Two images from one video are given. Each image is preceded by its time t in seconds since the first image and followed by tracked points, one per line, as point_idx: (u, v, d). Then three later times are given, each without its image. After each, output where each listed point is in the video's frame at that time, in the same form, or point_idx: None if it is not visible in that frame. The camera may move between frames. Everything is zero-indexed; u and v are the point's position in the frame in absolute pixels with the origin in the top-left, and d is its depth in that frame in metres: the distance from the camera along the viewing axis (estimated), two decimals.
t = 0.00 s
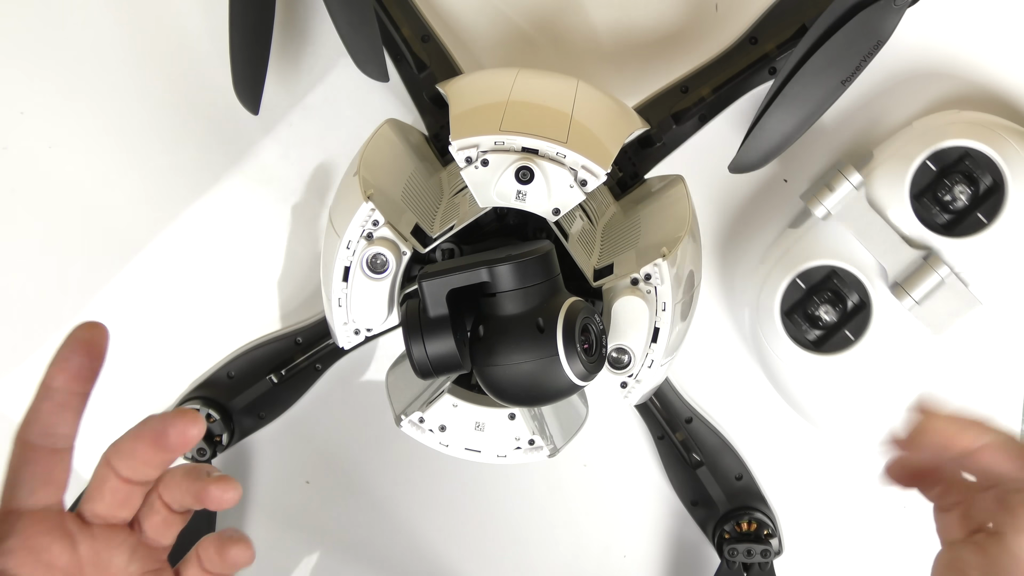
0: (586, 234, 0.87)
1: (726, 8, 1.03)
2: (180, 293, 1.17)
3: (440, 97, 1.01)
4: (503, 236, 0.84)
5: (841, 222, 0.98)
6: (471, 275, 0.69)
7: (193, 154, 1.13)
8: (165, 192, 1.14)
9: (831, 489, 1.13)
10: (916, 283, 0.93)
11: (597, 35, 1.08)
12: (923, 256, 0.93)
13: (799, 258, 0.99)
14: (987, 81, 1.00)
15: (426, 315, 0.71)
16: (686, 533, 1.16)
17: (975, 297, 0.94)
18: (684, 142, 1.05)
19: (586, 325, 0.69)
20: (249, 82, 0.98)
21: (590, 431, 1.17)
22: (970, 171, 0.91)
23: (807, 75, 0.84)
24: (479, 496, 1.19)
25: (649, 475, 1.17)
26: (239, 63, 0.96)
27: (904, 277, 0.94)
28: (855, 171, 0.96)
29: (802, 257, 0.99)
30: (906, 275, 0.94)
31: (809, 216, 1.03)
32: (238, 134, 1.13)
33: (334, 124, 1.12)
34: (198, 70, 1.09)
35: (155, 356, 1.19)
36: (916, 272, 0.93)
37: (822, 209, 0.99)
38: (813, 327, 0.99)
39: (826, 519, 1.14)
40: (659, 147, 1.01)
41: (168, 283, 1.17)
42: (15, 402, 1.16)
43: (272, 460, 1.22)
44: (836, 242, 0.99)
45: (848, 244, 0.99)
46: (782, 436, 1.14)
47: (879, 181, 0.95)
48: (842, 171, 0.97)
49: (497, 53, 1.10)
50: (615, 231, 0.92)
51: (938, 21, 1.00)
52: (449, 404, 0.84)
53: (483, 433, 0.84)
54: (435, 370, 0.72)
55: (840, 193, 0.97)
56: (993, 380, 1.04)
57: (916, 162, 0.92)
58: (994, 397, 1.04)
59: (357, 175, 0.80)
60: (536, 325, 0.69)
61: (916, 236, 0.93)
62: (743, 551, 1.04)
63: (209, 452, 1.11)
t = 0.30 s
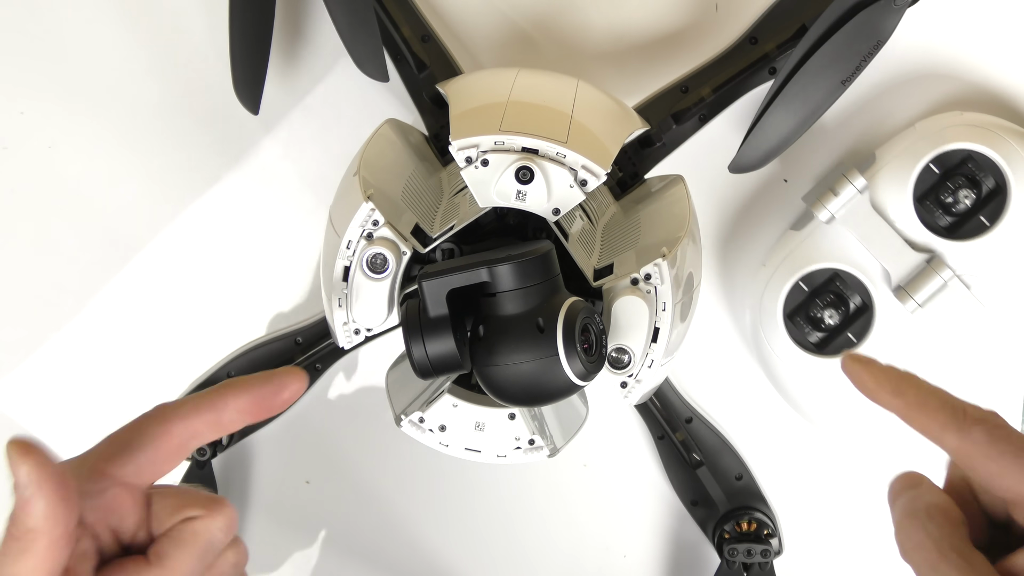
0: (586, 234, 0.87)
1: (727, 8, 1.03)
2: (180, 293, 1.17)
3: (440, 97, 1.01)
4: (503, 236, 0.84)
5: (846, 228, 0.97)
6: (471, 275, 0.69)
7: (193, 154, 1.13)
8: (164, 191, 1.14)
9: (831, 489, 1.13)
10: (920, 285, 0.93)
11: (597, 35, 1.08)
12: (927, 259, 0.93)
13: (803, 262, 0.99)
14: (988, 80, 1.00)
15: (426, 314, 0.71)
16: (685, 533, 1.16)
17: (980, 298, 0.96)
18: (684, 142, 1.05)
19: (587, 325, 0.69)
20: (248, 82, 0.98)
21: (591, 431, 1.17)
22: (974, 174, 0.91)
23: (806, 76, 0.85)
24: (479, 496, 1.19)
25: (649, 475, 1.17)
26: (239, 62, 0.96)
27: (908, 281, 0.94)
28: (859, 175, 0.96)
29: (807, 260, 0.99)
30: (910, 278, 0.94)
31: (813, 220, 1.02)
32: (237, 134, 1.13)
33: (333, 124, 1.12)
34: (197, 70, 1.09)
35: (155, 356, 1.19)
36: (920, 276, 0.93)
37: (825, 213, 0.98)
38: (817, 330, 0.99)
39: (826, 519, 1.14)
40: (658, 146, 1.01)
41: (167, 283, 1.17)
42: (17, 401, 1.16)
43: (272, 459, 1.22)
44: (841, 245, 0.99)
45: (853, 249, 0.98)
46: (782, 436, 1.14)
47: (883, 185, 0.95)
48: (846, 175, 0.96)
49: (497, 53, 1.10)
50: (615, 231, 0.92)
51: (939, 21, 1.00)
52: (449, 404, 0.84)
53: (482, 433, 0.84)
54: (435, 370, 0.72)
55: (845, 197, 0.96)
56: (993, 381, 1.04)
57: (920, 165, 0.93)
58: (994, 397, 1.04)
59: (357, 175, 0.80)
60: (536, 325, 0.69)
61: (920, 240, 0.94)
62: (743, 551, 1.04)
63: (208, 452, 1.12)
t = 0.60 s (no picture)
0: (586, 235, 0.87)
1: (727, 8, 1.03)
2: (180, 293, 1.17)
3: (440, 97, 1.01)
4: (503, 236, 0.84)
5: (848, 229, 0.97)
6: (471, 275, 0.69)
7: (192, 154, 1.13)
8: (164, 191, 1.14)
9: (831, 488, 1.13)
10: (920, 288, 0.93)
11: (596, 35, 1.08)
12: (929, 261, 0.93)
13: (804, 263, 0.99)
14: (987, 81, 1.00)
15: (426, 315, 0.71)
16: (686, 533, 1.16)
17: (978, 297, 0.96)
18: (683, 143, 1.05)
19: (587, 325, 0.69)
20: (248, 82, 0.98)
21: (591, 431, 1.17)
22: (976, 176, 0.91)
23: (807, 76, 0.85)
24: (479, 496, 1.19)
25: (649, 475, 1.17)
26: (239, 63, 0.96)
27: (909, 283, 0.94)
28: (863, 178, 0.94)
29: (808, 262, 0.99)
30: (911, 280, 0.94)
31: (814, 220, 1.01)
32: (237, 134, 1.13)
33: (333, 124, 1.12)
34: (197, 70, 1.09)
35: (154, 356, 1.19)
36: (921, 278, 0.93)
37: (828, 216, 0.97)
38: (817, 331, 1.00)
39: (825, 518, 1.14)
40: (659, 147, 1.01)
41: (167, 283, 1.17)
42: (16, 401, 1.16)
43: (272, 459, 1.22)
44: (843, 248, 0.99)
45: (859, 253, 0.98)
46: (782, 437, 1.14)
47: (885, 187, 0.95)
48: (848, 177, 0.95)
49: (497, 53, 1.10)
50: (615, 231, 0.92)
51: (938, 21, 1.00)
52: (449, 404, 0.84)
53: (482, 433, 0.84)
54: (435, 370, 0.72)
55: (846, 200, 0.95)
56: (993, 381, 1.04)
57: (921, 166, 0.93)
58: (993, 398, 1.05)
59: (357, 175, 0.80)
60: (536, 325, 0.69)
61: (923, 243, 0.94)
62: (743, 551, 1.05)
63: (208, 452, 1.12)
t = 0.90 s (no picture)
0: (586, 235, 0.87)
1: (727, 8, 1.03)
2: (180, 293, 1.17)
3: (440, 97, 1.01)
4: (503, 236, 0.84)
5: (847, 229, 0.97)
6: (471, 275, 0.69)
7: (192, 154, 1.13)
8: (163, 191, 1.14)
9: (832, 489, 1.13)
10: (920, 288, 0.93)
11: (596, 35, 1.08)
12: (929, 261, 0.93)
13: (805, 263, 0.99)
14: (987, 80, 1.00)
15: (426, 315, 0.71)
16: (686, 533, 1.15)
17: (980, 299, 0.96)
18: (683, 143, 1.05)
19: (587, 325, 0.69)
20: (248, 82, 0.98)
21: (591, 431, 1.17)
22: (975, 176, 0.91)
23: (807, 75, 0.85)
24: (480, 496, 1.19)
25: (649, 476, 1.16)
26: (239, 62, 0.96)
27: (909, 283, 0.94)
28: (863, 178, 0.95)
29: (807, 262, 0.99)
30: (911, 280, 0.94)
31: (814, 220, 1.01)
32: (237, 134, 1.13)
33: (333, 125, 1.12)
34: (197, 70, 1.09)
35: (155, 356, 1.19)
36: (921, 277, 0.93)
37: (828, 216, 0.97)
38: (817, 331, 1.00)
39: (825, 518, 1.14)
40: (658, 147, 1.01)
41: (167, 283, 1.17)
42: (16, 401, 1.16)
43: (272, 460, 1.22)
44: (841, 247, 0.98)
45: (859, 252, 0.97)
46: (783, 437, 1.14)
47: (884, 186, 0.95)
48: (848, 177, 0.95)
49: (497, 53, 1.10)
50: (615, 231, 0.92)
51: (938, 21, 1.00)
52: (449, 404, 0.84)
53: (482, 433, 0.84)
54: (435, 370, 0.72)
55: (846, 200, 0.95)
56: (993, 381, 1.04)
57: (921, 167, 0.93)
58: (993, 398, 1.05)
59: (357, 175, 0.80)
60: (536, 325, 0.69)
61: (924, 243, 0.94)
62: (743, 551, 1.05)
63: (209, 452, 1.12)
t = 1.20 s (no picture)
0: (586, 235, 0.87)
1: (727, 8, 1.03)
2: (180, 293, 1.17)
3: (440, 96, 1.01)
4: (504, 236, 0.84)
5: (844, 225, 0.97)
6: (471, 275, 0.69)
7: (193, 154, 1.13)
8: (163, 191, 1.14)
9: (832, 489, 1.13)
10: (920, 288, 0.93)
11: (596, 35, 1.08)
12: (928, 261, 0.93)
13: (803, 262, 0.99)
14: (987, 81, 1.00)
15: (426, 315, 0.71)
16: (686, 533, 1.15)
17: (980, 299, 0.98)
18: (683, 143, 1.05)
19: (587, 325, 0.69)
20: (249, 82, 0.98)
21: (591, 430, 1.17)
22: (976, 176, 0.91)
23: (807, 75, 0.85)
24: (480, 496, 1.19)
25: (649, 475, 1.16)
26: (239, 62, 0.96)
27: (909, 283, 0.94)
28: (862, 177, 0.94)
29: (807, 262, 0.99)
30: (911, 279, 0.94)
31: (815, 221, 1.01)
32: (237, 134, 1.13)
33: (334, 125, 1.13)
34: (197, 70, 1.09)
35: (156, 356, 1.19)
36: (920, 277, 0.93)
37: (828, 215, 0.97)
38: (817, 331, 0.99)
39: (824, 518, 1.14)
40: (659, 146, 1.01)
41: (167, 283, 1.17)
42: (16, 401, 1.16)
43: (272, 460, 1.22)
44: (843, 248, 0.98)
45: (858, 254, 0.98)
46: (783, 436, 1.14)
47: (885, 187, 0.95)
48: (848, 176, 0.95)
49: (497, 53, 1.10)
50: (615, 231, 0.92)
51: (939, 21, 1.00)
52: (449, 404, 0.84)
53: (483, 433, 0.84)
54: (435, 370, 0.72)
55: (846, 199, 0.95)
56: (992, 380, 1.04)
57: (922, 166, 0.92)
58: (992, 397, 1.05)
59: (357, 175, 0.80)
60: (536, 325, 0.69)
61: (924, 242, 0.93)
62: (743, 551, 1.04)
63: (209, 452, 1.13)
